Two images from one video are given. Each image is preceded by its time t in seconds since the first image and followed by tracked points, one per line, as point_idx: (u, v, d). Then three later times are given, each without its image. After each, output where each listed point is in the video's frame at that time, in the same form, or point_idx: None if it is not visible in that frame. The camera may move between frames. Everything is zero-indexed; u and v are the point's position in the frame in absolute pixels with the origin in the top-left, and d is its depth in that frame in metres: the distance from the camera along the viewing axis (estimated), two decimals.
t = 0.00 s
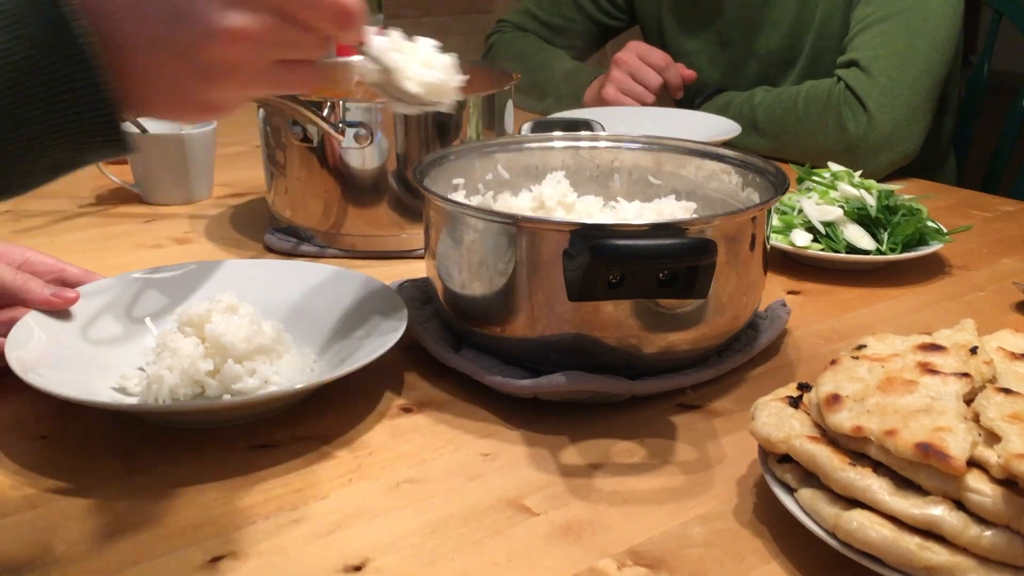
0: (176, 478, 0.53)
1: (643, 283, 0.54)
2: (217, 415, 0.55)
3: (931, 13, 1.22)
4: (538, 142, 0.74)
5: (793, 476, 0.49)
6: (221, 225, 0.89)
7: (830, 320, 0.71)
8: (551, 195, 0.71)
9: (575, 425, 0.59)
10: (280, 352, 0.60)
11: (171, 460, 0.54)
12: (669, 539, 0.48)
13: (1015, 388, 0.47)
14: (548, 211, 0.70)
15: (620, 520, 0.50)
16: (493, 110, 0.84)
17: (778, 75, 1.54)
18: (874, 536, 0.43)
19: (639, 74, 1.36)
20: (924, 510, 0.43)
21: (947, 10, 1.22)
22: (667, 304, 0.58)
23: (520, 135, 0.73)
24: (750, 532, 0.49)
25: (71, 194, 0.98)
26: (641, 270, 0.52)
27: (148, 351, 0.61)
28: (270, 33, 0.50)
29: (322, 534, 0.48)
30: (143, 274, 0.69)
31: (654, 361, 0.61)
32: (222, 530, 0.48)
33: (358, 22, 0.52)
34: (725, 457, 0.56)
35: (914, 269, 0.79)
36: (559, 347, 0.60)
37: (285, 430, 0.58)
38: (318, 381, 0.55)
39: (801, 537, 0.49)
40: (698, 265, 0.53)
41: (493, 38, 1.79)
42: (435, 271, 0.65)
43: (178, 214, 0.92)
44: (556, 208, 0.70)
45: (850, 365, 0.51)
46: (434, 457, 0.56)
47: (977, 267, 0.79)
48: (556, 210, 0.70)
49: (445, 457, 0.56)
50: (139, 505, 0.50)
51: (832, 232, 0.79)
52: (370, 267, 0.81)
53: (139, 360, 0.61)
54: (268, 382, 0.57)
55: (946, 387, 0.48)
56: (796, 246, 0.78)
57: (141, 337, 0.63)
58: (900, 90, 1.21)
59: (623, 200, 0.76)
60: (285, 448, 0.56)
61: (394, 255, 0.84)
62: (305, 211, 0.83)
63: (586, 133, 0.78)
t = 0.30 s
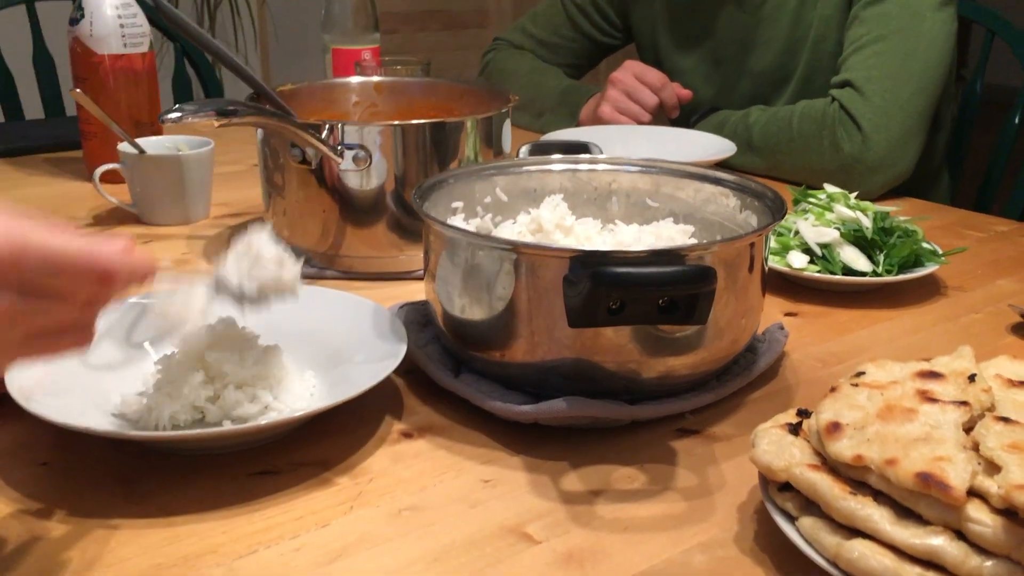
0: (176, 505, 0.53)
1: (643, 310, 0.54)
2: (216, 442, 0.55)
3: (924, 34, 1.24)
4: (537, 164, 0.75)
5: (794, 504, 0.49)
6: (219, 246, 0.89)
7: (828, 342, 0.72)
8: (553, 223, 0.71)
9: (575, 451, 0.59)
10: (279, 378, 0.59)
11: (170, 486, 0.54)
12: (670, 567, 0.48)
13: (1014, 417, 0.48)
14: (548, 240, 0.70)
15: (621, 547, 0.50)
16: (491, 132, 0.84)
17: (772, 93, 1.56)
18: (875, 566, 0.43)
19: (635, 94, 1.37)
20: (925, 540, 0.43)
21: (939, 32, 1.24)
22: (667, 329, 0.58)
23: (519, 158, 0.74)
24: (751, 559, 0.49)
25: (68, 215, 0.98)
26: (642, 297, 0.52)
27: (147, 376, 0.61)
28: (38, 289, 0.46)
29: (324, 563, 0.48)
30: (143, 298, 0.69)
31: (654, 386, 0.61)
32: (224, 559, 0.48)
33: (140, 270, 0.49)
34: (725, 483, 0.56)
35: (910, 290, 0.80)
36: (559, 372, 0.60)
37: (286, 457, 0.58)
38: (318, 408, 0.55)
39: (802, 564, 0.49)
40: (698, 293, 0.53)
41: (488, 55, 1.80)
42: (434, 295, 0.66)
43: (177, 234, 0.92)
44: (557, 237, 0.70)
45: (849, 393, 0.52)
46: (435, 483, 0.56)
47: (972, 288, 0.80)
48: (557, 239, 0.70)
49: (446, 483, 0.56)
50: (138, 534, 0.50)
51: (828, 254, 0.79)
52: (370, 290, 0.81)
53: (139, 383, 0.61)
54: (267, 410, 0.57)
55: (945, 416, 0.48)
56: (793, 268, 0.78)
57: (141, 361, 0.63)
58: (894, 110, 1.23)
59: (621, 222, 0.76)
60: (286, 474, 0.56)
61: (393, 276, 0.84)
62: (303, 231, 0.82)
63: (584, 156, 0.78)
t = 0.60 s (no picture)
0: (168, 528, 0.52)
1: (634, 327, 0.54)
2: (208, 464, 0.55)
3: (906, 48, 1.26)
4: (526, 181, 0.75)
5: (786, 520, 0.49)
6: (207, 264, 0.89)
7: (817, 356, 0.72)
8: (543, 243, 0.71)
9: (567, 469, 0.59)
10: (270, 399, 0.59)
11: (163, 508, 0.54)
12: None
13: (1002, 432, 0.48)
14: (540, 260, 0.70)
15: (615, 565, 0.50)
16: (480, 148, 0.84)
17: (758, 107, 1.57)
18: None
19: (621, 109, 1.38)
20: (916, 556, 0.44)
21: (921, 46, 1.26)
22: (657, 346, 0.58)
23: (509, 175, 0.74)
24: None
25: (55, 233, 0.98)
26: (632, 314, 0.53)
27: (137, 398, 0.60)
28: None
29: None
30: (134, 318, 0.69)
31: (645, 402, 0.61)
32: None
33: (54, 343, 0.52)
34: (717, 499, 0.56)
35: (897, 303, 0.80)
36: (551, 390, 0.61)
37: (277, 478, 0.58)
38: (310, 429, 0.54)
39: None
40: (689, 310, 0.54)
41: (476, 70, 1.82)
42: (425, 313, 0.65)
43: (166, 252, 0.91)
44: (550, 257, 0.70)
45: (840, 409, 0.52)
46: (428, 503, 0.55)
47: (958, 300, 0.81)
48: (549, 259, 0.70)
49: (439, 503, 0.55)
50: (129, 559, 0.49)
51: (816, 268, 0.80)
52: (360, 308, 0.81)
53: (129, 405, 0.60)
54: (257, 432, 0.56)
55: (935, 431, 0.49)
56: (781, 282, 0.79)
57: (131, 382, 0.63)
58: (879, 123, 1.24)
59: (610, 238, 0.76)
60: (278, 496, 0.56)
61: (383, 293, 0.84)
62: (293, 250, 0.82)
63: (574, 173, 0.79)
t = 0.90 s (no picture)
0: (154, 562, 0.52)
1: (617, 354, 0.55)
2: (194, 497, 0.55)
3: (883, 65, 1.27)
4: (510, 205, 0.75)
5: (769, 548, 0.49)
6: (193, 290, 0.89)
7: (800, 376, 0.73)
8: (527, 271, 0.72)
9: (553, 495, 0.59)
10: (256, 430, 0.59)
11: (149, 542, 0.54)
12: None
13: (980, 457, 0.49)
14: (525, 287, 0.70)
15: None
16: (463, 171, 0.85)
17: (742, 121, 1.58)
18: None
19: (607, 125, 1.39)
20: None
21: (898, 63, 1.27)
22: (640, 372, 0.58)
23: (493, 200, 0.75)
24: None
25: (41, 260, 0.98)
26: (614, 342, 0.53)
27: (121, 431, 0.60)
28: None
29: None
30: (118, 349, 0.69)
31: (630, 427, 0.62)
32: None
33: None
34: (702, 524, 0.56)
35: (879, 321, 0.81)
36: (536, 416, 0.61)
37: (263, 509, 0.58)
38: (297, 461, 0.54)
39: None
40: (670, 337, 0.54)
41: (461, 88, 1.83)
42: (409, 339, 0.66)
43: (151, 278, 0.92)
44: (536, 285, 0.70)
45: (821, 434, 0.53)
46: (414, 533, 0.55)
47: (940, 317, 0.82)
48: (535, 287, 0.70)
49: (425, 532, 0.55)
50: None
51: (799, 287, 0.81)
52: (346, 332, 0.81)
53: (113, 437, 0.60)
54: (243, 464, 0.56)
55: (914, 457, 0.49)
56: (765, 301, 0.80)
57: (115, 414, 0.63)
58: (859, 140, 1.25)
59: (594, 261, 0.77)
60: (264, 527, 0.56)
61: (369, 317, 0.84)
62: (279, 274, 0.83)
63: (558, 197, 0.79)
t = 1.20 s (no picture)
0: None
1: (602, 369, 0.55)
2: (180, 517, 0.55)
3: (866, 74, 1.28)
4: (495, 219, 0.76)
5: (752, 563, 0.50)
6: (182, 304, 0.89)
7: (785, 387, 0.73)
8: (513, 285, 0.72)
9: (539, 511, 0.60)
10: (242, 448, 0.59)
11: (136, 562, 0.54)
12: None
13: (959, 472, 0.50)
14: (510, 302, 0.70)
15: None
16: (451, 184, 0.85)
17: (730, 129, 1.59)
18: None
19: (591, 136, 1.40)
20: None
21: (880, 72, 1.28)
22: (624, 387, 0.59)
23: (478, 214, 0.75)
24: None
25: (28, 274, 0.97)
26: (597, 359, 0.53)
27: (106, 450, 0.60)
28: None
29: None
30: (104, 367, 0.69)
31: (615, 441, 0.62)
32: None
33: None
34: (686, 538, 0.56)
35: (863, 331, 0.82)
36: (521, 431, 0.61)
37: (250, 526, 0.58)
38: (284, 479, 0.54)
39: None
40: (654, 353, 0.54)
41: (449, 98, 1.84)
42: (396, 353, 0.66)
43: (139, 292, 0.92)
44: (522, 300, 0.70)
45: (803, 449, 0.53)
46: (399, 549, 0.55)
47: (923, 326, 0.84)
48: (521, 302, 0.70)
49: (410, 549, 0.56)
50: None
51: (784, 298, 0.81)
52: (334, 347, 0.82)
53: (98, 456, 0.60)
54: (230, 483, 0.56)
55: (894, 472, 0.50)
56: (750, 312, 0.80)
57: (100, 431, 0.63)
58: (843, 151, 1.26)
59: (581, 274, 0.77)
60: (251, 545, 0.56)
61: (357, 330, 0.84)
62: (267, 288, 0.83)
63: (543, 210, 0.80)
